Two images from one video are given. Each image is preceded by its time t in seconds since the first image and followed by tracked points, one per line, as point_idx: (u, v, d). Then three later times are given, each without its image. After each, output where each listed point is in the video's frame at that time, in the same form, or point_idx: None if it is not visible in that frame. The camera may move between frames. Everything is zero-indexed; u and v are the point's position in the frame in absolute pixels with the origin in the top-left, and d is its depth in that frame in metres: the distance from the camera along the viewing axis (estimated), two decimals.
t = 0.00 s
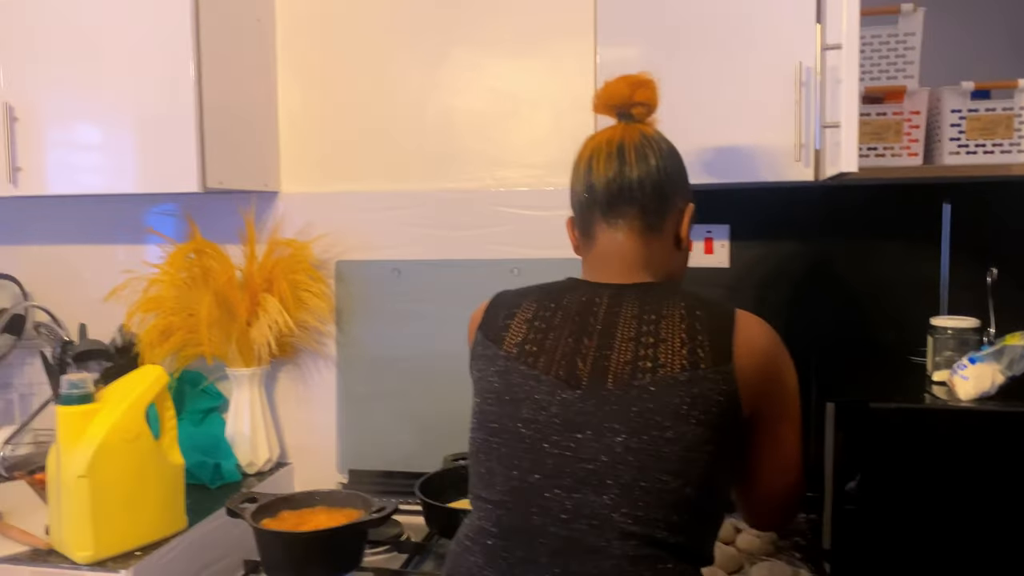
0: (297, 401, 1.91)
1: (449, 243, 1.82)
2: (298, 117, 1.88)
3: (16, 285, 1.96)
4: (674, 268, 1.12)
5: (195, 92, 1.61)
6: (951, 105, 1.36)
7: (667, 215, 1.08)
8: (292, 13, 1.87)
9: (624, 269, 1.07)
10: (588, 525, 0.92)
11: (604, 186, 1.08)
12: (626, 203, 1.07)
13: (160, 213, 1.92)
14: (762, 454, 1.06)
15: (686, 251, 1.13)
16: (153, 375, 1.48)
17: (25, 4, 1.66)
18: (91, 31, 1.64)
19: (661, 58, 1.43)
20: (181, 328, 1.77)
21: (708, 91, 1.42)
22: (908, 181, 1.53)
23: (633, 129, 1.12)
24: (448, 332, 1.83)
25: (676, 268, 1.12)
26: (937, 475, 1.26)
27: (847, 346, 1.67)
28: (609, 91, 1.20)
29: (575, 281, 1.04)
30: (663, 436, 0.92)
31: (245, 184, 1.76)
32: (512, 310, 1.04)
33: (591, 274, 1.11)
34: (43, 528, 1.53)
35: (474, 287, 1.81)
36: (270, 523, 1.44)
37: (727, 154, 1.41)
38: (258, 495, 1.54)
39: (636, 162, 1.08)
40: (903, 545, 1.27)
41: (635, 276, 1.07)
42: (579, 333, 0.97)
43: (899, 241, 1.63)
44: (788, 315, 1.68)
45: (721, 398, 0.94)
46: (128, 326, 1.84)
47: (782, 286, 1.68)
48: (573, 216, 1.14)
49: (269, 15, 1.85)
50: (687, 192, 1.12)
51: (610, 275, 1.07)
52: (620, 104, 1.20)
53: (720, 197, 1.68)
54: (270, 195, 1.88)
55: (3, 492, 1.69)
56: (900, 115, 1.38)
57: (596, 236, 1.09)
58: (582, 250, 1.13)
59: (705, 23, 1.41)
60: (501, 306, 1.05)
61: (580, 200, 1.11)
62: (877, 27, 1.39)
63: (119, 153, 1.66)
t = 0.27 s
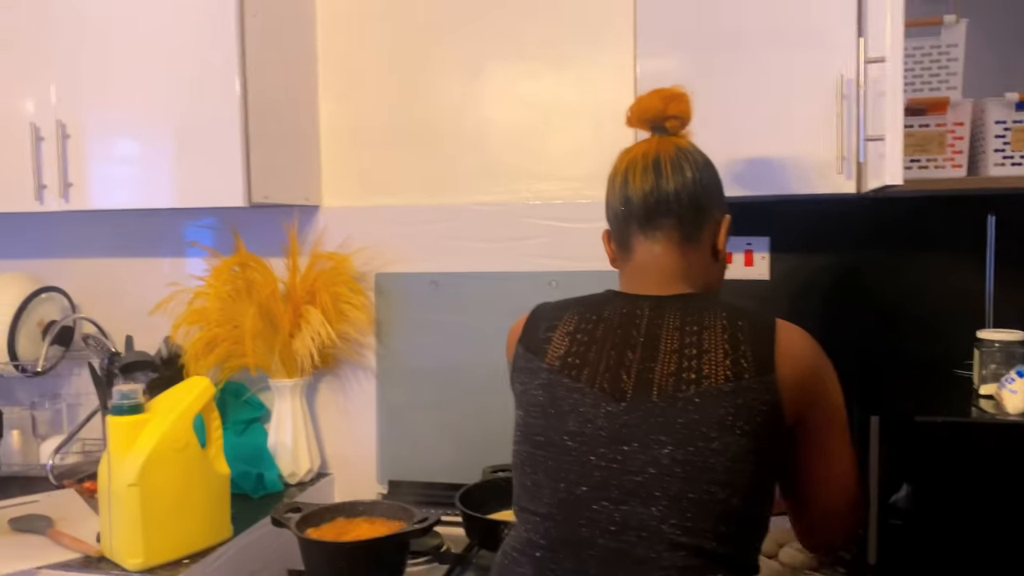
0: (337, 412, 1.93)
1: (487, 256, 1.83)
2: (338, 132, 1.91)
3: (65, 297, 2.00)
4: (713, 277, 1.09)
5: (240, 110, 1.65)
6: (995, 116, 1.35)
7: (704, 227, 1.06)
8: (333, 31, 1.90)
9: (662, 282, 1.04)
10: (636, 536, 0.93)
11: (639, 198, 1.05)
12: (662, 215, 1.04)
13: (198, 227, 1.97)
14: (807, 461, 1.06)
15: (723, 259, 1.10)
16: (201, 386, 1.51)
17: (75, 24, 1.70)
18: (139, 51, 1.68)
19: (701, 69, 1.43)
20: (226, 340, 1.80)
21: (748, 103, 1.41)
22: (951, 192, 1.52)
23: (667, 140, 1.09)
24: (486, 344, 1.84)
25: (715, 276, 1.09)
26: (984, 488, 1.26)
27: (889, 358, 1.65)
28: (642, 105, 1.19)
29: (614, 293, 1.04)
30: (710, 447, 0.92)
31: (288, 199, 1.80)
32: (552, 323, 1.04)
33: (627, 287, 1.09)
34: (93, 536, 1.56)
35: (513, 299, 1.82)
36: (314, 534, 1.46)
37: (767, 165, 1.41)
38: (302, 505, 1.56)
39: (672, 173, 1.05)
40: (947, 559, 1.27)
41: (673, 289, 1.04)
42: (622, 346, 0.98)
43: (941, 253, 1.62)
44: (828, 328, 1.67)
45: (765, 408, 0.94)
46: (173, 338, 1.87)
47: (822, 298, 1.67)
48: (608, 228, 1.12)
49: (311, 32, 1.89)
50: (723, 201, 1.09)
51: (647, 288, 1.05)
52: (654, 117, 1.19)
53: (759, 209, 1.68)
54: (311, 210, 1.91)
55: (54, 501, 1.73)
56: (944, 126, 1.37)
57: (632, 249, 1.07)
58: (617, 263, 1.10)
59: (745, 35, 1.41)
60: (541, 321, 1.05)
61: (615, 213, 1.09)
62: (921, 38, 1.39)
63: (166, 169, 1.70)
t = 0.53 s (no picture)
0: (360, 424, 1.94)
1: (509, 268, 1.84)
2: (361, 145, 1.93)
3: (93, 310, 2.03)
4: (736, 291, 1.08)
5: (265, 126, 1.67)
6: (1021, 128, 1.35)
7: (728, 240, 1.05)
8: (356, 46, 1.92)
9: (687, 296, 1.04)
10: (660, 553, 0.93)
11: (662, 212, 1.05)
12: (685, 228, 1.04)
13: (223, 240, 1.99)
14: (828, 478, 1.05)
15: (746, 272, 1.09)
16: (226, 400, 1.53)
17: (103, 41, 1.73)
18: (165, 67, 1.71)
19: (723, 81, 1.43)
20: (251, 352, 1.82)
21: (770, 116, 1.41)
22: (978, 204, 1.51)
23: (687, 152, 1.09)
24: (508, 357, 1.84)
25: (738, 289, 1.09)
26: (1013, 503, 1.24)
27: (914, 371, 1.64)
28: (663, 117, 1.19)
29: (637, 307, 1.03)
30: (735, 465, 0.92)
31: (312, 213, 1.82)
32: (575, 338, 1.04)
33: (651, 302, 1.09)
34: (120, 548, 1.57)
35: (535, 311, 1.82)
36: (339, 545, 1.48)
37: (789, 178, 1.40)
38: (326, 517, 1.57)
39: (694, 186, 1.05)
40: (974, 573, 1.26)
41: (698, 303, 1.04)
42: (646, 362, 0.97)
43: (968, 265, 1.61)
44: (853, 340, 1.66)
45: (791, 426, 0.94)
46: (198, 350, 1.89)
47: (846, 310, 1.66)
48: (631, 242, 1.12)
49: (336, 49, 1.92)
50: (746, 214, 1.09)
51: (671, 302, 1.05)
52: (675, 127, 1.18)
53: (782, 221, 1.67)
54: (335, 223, 1.93)
55: (82, 512, 1.75)
56: (969, 138, 1.37)
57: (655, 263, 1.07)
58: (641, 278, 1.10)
59: (767, 47, 1.41)
60: (564, 336, 1.06)
61: (637, 227, 1.09)
62: (944, 50, 1.38)
63: (192, 184, 1.72)
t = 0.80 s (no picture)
0: (374, 430, 1.94)
1: (523, 275, 1.84)
2: (375, 152, 1.93)
3: (108, 317, 2.05)
4: (746, 296, 1.08)
5: (280, 133, 1.68)
6: None
7: (738, 245, 1.05)
8: (370, 54, 1.93)
9: (697, 303, 1.03)
10: (674, 562, 0.93)
11: (671, 219, 1.04)
12: (695, 235, 1.04)
13: (238, 246, 2.00)
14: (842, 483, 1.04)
15: (755, 277, 1.09)
16: (241, 406, 1.54)
17: (119, 51, 1.75)
18: (181, 76, 1.72)
19: (738, 86, 1.43)
20: (266, 358, 1.83)
21: (785, 121, 1.40)
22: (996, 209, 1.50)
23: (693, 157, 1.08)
24: (522, 363, 1.84)
25: (748, 295, 1.08)
26: None
27: (929, 377, 1.63)
28: (669, 122, 1.18)
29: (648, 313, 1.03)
30: (749, 472, 0.92)
31: (327, 220, 1.82)
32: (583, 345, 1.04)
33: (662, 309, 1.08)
34: (136, 553, 1.58)
35: (549, 317, 1.81)
36: (353, 552, 1.48)
37: (805, 183, 1.40)
38: (340, 524, 1.57)
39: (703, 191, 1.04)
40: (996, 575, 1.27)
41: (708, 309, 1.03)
42: (657, 369, 0.97)
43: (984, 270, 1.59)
44: (869, 346, 1.65)
45: (805, 432, 0.93)
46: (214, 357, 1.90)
47: (862, 316, 1.65)
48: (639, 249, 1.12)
49: (350, 57, 1.93)
50: (755, 219, 1.09)
51: (682, 309, 1.04)
52: (684, 136, 1.17)
53: (798, 226, 1.66)
54: (349, 229, 1.93)
55: (98, 518, 1.76)
56: (986, 143, 1.36)
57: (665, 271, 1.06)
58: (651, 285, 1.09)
59: (782, 52, 1.40)
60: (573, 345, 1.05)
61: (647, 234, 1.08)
62: (961, 54, 1.38)
63: (207, 191, 1.73)
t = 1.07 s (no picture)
0: (383, 433, 1.95)
1: (531, 278, 1.84)
2: (384, 155, 1.94)
3: (118, 320, 2.06)
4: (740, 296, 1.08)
5: (289, 137, 1.68)
6: None
7: (732, 245, 1.04)
8: (378, 58, 1.94)
9: (694, 304, 1.03)
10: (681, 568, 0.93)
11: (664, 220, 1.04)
12: (690, 236, 1.03)
13: (247, 250, 2.01)
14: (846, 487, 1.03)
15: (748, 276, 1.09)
16: (251, 409, 1.54)
17: (129, 56, 1.76)
18: (190, 81, 1.73)
19: (746, 88, 1.43)
20: (275, 362, 1.83)
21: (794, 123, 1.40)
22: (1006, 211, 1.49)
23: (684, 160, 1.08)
24: (530, 367, 1.84)
25: (742, 295, 1.08)
26: None
27: (939, 381, 1.62)
28: (658, 123, 1.16)
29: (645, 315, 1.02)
30: (754, 475, 0.91)
31: (336, 224, 1.83)
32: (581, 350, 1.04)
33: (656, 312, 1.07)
34: (145, 556, 1.58)
35: (558, 321, 1.81)
36: (362, 556, 1.48)
37: (814, 185, 1.39)
38: (349, 527, 1.57)
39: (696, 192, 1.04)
40: None
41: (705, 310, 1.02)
42: (657, 372, 0.96)
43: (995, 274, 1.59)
44: (879, 349, 1.64)
45: (808, 432, 0.93)
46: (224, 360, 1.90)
47: (872, 319, 1.64)
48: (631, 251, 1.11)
49: (359, 60, 1.93)
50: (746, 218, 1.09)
51: (679, 311, 1.03)
52: (672, 137, 1.16)
53: (807, 229, 1.66)
54: (358, 233, 1.94)
55: (108, 521, 1.76)
56: (997, 146, 1.36)
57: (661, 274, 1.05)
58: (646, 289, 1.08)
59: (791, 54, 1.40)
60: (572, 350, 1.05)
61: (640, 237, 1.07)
62: (971, 57, 1.37)
63: (216, 195, 1.73)
